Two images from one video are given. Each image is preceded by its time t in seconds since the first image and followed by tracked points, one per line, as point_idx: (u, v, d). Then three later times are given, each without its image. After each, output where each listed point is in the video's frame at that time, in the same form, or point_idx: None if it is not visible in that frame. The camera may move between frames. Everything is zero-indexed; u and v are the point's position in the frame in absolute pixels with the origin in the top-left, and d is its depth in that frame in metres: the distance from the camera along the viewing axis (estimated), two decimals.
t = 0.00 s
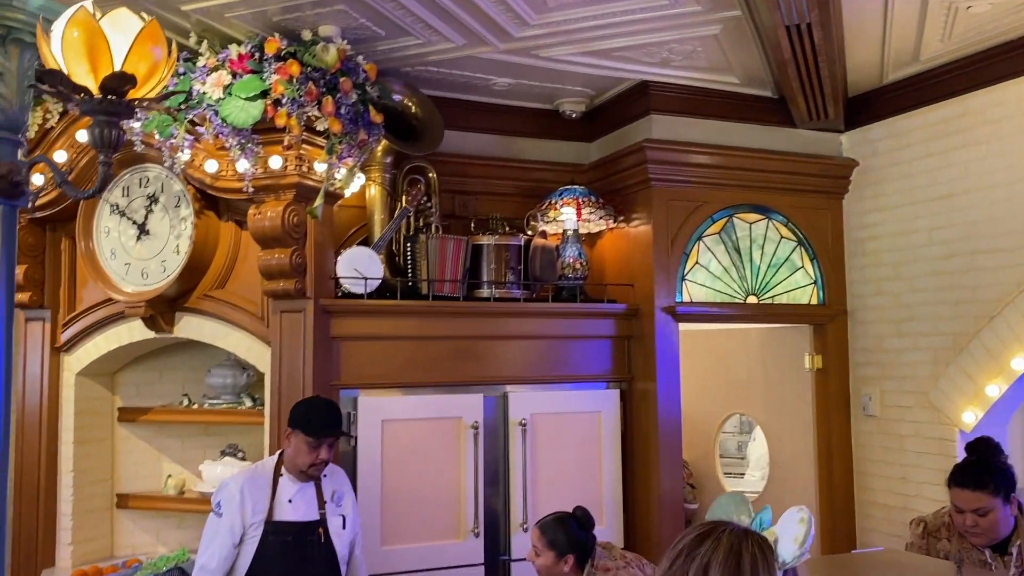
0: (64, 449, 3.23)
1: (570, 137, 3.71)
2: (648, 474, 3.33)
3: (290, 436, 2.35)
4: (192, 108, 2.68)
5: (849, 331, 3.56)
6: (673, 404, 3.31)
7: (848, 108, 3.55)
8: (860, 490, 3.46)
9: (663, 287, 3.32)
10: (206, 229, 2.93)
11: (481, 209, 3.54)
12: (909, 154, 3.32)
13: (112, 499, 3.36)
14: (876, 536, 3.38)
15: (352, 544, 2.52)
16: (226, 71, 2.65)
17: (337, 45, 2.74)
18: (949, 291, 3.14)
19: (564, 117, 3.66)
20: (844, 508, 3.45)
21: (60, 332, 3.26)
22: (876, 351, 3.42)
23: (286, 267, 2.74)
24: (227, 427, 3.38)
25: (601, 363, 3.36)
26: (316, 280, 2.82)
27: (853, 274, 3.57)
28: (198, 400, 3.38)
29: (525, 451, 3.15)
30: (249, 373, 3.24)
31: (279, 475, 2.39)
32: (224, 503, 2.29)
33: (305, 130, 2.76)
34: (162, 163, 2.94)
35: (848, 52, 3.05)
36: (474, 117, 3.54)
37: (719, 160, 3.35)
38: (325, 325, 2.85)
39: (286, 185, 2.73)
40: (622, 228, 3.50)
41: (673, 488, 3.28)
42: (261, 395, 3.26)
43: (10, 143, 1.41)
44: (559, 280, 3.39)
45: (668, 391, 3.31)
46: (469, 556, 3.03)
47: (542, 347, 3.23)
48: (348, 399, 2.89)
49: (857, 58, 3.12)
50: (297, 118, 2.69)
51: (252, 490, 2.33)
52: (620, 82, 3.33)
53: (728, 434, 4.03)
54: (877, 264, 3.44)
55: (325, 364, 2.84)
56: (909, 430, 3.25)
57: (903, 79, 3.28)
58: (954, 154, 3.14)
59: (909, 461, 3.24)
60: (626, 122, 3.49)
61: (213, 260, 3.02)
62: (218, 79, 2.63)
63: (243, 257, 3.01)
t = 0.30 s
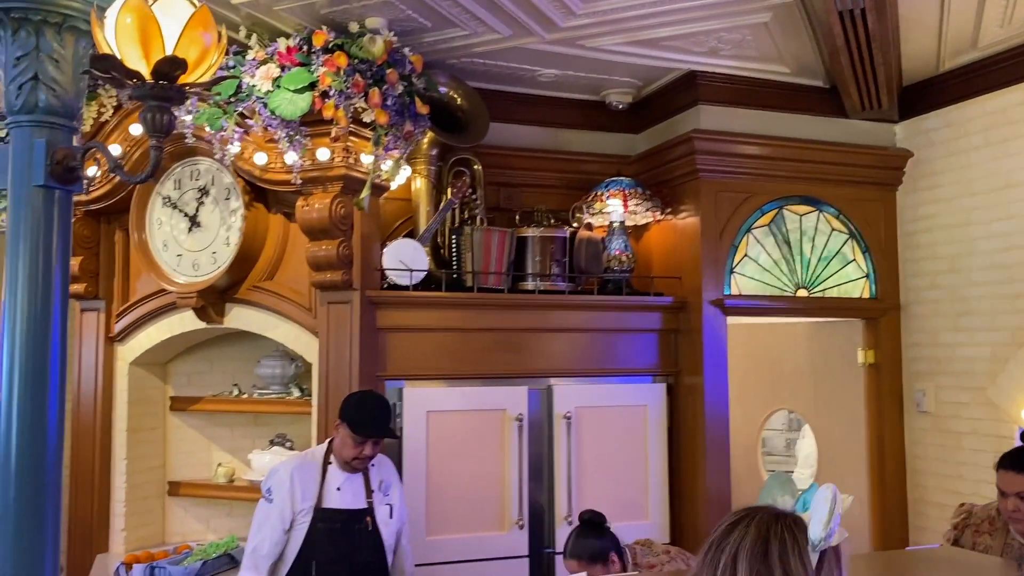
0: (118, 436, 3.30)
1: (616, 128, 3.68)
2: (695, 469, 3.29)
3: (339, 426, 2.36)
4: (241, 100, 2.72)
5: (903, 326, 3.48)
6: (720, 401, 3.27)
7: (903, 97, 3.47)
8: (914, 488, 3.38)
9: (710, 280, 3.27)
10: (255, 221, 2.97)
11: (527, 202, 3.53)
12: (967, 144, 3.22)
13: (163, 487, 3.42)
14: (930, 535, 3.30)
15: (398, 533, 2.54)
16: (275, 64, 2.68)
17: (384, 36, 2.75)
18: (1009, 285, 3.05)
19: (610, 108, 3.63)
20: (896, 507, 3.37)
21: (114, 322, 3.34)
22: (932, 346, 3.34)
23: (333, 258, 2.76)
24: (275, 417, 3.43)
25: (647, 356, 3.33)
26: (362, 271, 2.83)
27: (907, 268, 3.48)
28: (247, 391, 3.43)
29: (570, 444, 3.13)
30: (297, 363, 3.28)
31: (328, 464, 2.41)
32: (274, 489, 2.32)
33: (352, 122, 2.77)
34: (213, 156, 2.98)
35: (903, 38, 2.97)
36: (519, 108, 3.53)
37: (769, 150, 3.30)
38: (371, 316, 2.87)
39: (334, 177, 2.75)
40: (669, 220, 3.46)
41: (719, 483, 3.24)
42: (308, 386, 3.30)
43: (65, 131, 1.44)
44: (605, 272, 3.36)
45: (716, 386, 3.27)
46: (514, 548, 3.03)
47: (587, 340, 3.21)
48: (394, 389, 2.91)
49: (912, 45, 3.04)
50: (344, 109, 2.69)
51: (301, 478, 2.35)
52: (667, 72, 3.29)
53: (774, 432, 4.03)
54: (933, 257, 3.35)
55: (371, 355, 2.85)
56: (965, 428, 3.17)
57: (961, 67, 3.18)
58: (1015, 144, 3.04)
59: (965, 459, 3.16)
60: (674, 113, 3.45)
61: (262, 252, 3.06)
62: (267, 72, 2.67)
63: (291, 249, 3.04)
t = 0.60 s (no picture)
0: (154, 441, 3.34)
1: (649, 134, 3.66)
2: (730, 479, 3.24)
3: (370, 432, 2.37)
4: (277, 108, 2.73)
5: (943, 335, 3.41)
6: (755, 410, 3.23)
7: (943, 102, 3.41)
8: (956, 501, 3.30)
9: (745, 287, 3.24)
10: (290, 228, 2.99)
11: (559, 208, 3.52)
12: (1010, 149, 3.16)
13: (198, 492, 3.46)
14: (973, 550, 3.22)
15: (430, 541, 2.53)
16: (310, 72, 2.71)
17: (418, 44, 2.77)
18: None
19: (643, 115, 3.61)
20: (937, 519, 3.30)
21: (151, 328, 3.38)
22: (973, 356, 3.27)
23: (367, 265, 2.77)
24: (309, 422, 3.45)
25: (681, 365, 3.30)
26: (395, 278, 2.83)
27: (947, 275, 3.42)
28: (281, 396, 3.46)
29: (603, 452, 3.10)
30: (331, 369, 3.30)
31: (361, 471, 2.41)
32: (307, 495, 2.34)
33: (386, 129, 2.78)
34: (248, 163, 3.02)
35: (943, 41, 2.92)
36: (552, 115, 3.53)
37: (805, 156, 3.25)
38: (404, 323, 2.87)
39: (368, 184, 2.75)
40: (703, 227, 3.43)
41: (755, 493, 3.19)
42: (341, 392, 3.31)
43: (105, 137, 1.46)
44: (638, 279, 3.34)
45: (751, 395, 3.23)
46: (546, 556, 3.01)
47: (620, 347, 3.19)
48: (426, 396, 2.91)
49: (953, 49, 2.99)
50: (378, 116, 2.71)
51: (334, 484, 2.36)
52: (702, 78, 3.27)
53: (809, 441, 3.83)
54: (974, 264, 3.28)
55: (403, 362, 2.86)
56: (1009, 439, 3.09)
57: (1003, 71, 3.12)
58: None
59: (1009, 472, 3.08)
60: (708, 119, 3.42)
61: (296, 258, 3.08)
62: (302, 80, 2.70)
63: (325, 255, 3.06)
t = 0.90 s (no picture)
0: (185, 457, 3.38)
1: (676, 152, 3.65)
2: (760, 499, 3.20)
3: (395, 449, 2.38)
4: (307, 128, 2.80)
5: (977, 354, 3.35)
6: (783, 429, 3.20)
7: (975, 118, 3.37)
8: (992, 525, 3.23)
9: (774, 305, 3.21)
10: (319, 245, 3.03)
11: (586, 226, 3.53)
12: None
13: (227, 508, 3.48)
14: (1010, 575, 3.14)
15: (456, 560, 2.53)
16: (339, 93, 2.75)
17: (446, 64, 2.81)
18: None
19: (670, 133, 3.61)
20: (973, 543, 3.22)
21: (182, 344, 3.44)
22: (1009, 375, 3.20)
23: (394, 282, 2.79)
24: (336, 439, 3.46)
25: (710, 383, 3.27)
26: (421, 295, 2.85)
27: (981, 294, 3.36)
28: (310, 413, 3.48)
29: (630, 471, 3.08)
30: (358, 387, 3.32)
31: (387, 488, 2.42)
32: (333, 512, 2.35)
33: (414, 148, 2.81)
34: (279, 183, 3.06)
35: (974, 57, 2.90)
36: (579, 134, 3.54)
37: (834, 174, 3.23)
38: (430, 340, 2.89)
39: (395, 203, 2.78)
40: (731, 244, 3.41)
41: (785, 514, 3.15)
42: (369, 409, 3.33)
43: (137, 158, 1.49)
44: (666, 297, 3.32)
45: (780, 414, 3.20)
46: None
47: (648, 365, 3.18)
48: (452, 413, 2.93)
49: (984, 64, 2.96)
50: (406, 136, 2.73)
51: (360, 502, 2.37)
52: (729, 95, 3.27)
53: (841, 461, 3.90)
54: (1009, 282, 3.23)
55: (430, 379, 2.87)
56: None
57: None
58: None
59: None
60: (736, 136, 3.41)
61: (325, 276, 3.12)
62: (332, 101, 2.74)
63: (354, 273, 3.09)
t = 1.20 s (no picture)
0: (208, 483, 3.40)
1: (700, 179, 3.65)
2: (786, 530, 3.16)
3: (417, 478, 2.36)
4: (332, 158, 2.82)
5: (1008, 384, 3.30)
6: (810, 459, 3.16)
7: (1002, 145, 3.34)
8: None
9: (799, 332, 3.18)
10: (343, 273, 3.05)
11: (608, 252, 3.52)
12: None
13: (250, 534, 3.49)
14: None
15: None
16: (364, 124, 2.78)
17: (469, 95, 2.83)
18: None
19: (693, 160, 3.61)
20: None
21: (207, 370, 3.47)
22: None
23: (417, 309, 2.80)
24: (359, 466, 3.46)
25: (735, 412, 3.24)
26: (444, 322, 2.86)
27: (1011, 322, 3.32)
28: (332, 440, 3.49)
29: (654, 501, 3.05)
30: (380, 414, 3.33)
31: (410, 519, 2.41)
32: (356, 542, 2.35)
33: (437, 177, 2.83)
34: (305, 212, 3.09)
35: (1000, 84, 2.88)
36: (602, 161, 3.55)
37: (859, 201, 3.21)
38: (453, 368, 2.89)
39: (418, 231, 2.79)
40: (755, 271, 3.39)
41: (812, 545, 3.10)
42: (391, 436, 3.33)
43: (165, 195, 1.52)
44: (690, 324, 3.30)
45: (806, 444, 3.16)
46: None
47: (671, 393, 3.15)
48: (474, 441, 2.91)
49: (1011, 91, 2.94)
50: (430, 165, 2.74)
51: (384, 532, 2.36)
52: (752, 122, 3.27)
53: (868, 490, 3.60)
54: None
55: (452, 407, 2.87)
56: None
57: None
58: None
59: None
60: (759, 163, 3.41)
61: (349, 303, 3.13)
62: (357, 131, 2.77)
63: (377, 301, 3.10)
